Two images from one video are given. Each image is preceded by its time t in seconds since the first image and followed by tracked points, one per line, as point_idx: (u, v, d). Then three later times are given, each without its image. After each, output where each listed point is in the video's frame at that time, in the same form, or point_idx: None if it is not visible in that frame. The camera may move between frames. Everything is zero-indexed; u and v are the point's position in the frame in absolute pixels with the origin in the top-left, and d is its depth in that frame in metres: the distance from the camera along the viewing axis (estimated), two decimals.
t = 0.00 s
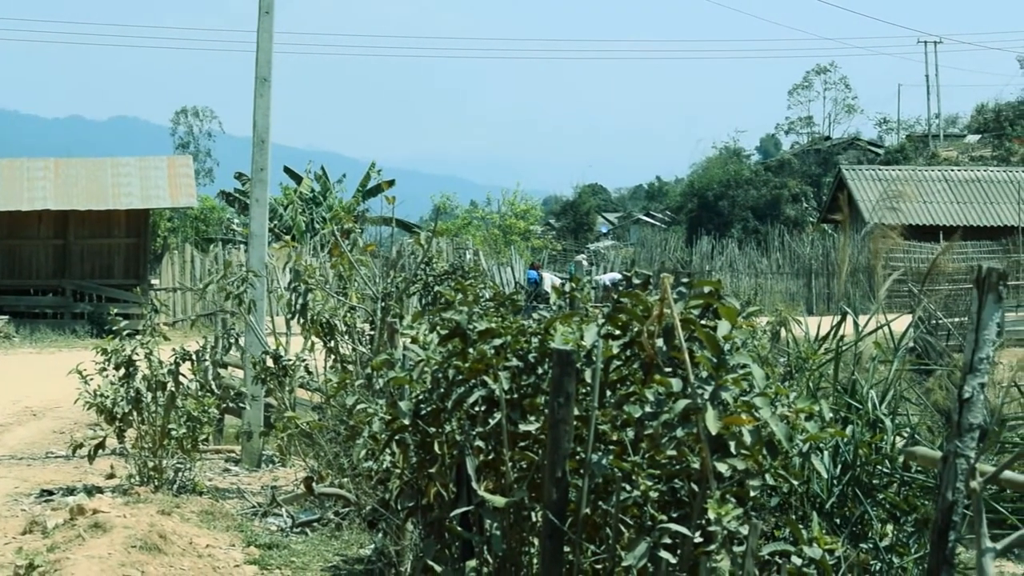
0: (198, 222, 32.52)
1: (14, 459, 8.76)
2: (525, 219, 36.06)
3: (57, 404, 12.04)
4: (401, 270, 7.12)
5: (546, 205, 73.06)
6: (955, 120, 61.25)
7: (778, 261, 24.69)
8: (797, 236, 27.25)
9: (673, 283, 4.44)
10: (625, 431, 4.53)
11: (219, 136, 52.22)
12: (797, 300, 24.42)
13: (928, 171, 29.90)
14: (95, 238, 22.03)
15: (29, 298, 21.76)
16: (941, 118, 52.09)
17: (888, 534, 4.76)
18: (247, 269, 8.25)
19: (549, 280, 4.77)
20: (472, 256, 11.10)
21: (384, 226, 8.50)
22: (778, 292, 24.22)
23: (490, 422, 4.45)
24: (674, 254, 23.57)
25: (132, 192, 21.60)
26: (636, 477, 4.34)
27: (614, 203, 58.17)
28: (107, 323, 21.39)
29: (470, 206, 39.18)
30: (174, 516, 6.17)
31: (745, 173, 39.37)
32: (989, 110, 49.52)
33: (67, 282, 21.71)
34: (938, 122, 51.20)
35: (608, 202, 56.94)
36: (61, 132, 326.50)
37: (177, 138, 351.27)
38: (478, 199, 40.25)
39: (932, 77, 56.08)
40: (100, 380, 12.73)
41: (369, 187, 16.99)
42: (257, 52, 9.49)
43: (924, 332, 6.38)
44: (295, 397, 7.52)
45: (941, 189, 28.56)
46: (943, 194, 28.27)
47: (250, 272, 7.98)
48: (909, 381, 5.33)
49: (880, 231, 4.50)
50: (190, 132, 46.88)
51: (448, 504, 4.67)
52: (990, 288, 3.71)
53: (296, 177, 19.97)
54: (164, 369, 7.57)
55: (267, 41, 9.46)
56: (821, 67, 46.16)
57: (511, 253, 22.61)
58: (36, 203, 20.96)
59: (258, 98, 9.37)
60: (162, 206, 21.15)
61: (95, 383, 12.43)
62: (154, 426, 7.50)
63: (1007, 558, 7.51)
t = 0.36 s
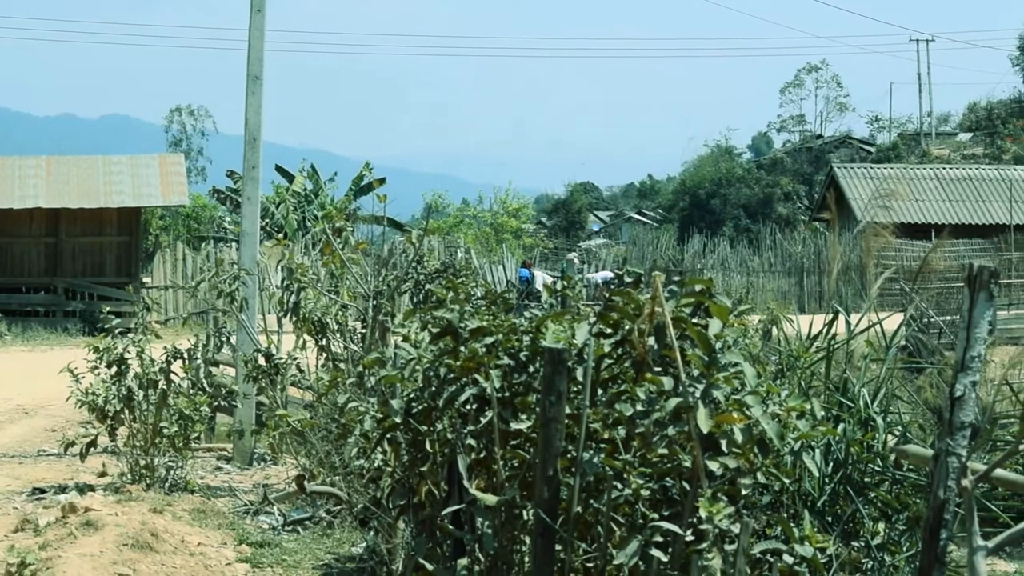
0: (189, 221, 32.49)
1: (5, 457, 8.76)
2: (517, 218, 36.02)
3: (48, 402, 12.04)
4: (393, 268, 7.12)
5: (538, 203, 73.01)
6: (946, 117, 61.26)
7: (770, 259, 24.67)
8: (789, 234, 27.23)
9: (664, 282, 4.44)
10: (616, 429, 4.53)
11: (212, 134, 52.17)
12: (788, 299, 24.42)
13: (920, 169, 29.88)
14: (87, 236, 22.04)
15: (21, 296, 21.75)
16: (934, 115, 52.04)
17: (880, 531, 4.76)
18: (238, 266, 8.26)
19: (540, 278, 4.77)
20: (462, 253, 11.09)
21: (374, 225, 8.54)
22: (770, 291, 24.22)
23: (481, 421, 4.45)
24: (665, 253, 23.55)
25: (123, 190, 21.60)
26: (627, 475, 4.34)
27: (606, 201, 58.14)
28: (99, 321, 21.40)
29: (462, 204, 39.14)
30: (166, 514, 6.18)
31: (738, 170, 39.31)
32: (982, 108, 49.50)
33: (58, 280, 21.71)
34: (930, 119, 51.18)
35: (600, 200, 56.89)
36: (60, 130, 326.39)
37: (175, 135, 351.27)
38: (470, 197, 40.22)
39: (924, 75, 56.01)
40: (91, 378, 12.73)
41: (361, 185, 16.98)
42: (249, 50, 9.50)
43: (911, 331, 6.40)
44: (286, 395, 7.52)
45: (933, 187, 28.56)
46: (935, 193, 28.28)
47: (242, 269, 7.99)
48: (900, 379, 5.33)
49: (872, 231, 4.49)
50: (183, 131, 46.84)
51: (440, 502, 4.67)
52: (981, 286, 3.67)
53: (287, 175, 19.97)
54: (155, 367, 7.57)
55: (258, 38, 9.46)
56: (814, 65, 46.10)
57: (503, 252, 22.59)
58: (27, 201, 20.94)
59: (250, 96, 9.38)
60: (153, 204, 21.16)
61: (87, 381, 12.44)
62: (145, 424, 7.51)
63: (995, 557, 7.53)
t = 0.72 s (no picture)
0: (181, 221, 32.48)
1: None
2: (509, 217, 36.02)
3: (41, 402, 12.03)
4: (385, 267, 7.12)
5: (531, 203, 73.05)
6: (938, 116, 61.26)
7: (762, 258, 24.66)
8: (780, 233, 27.22)
9: (657, 281, 4.44)
10: (609, 428, 4.52)
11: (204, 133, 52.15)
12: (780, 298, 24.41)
13: (911, 167, 29.89)
14: (79, 235, 22.05)
15: (13, 296, 21.74)
16: (926, 115, 52.05)
17: (873, 530, 4.75)
18: (230, 266, 8.28)
19: (533, 277, 4.77)
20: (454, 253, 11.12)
21: (367, 224, 8.51)
22: (762, 290, 24.19)
23: (474, 420, 4.44)
24: (657, 252, 23.55)
25: (115, 190, 21.61)
26: (619, 473, 4.34)
27: (598, 200, 58.15)
28: (91, 320, 21.45)
29: (454, 204, 39.15)
30: (158, 513, 6.18)
31: (729, 169, 39.29)
32: (973, 107, 49.54)
33: (51, 280, 21.71)
34: (921, 117, 51.20)
35: (592, 199, 56.90)
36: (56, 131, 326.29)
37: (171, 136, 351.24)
38: (461, 196, 40.21)
39: (914, 73, 56.02)
40: (83, 378, 12.77)
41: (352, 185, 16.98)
42: (240, 48, 9.50)
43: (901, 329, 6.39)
44: (278, 395, 7.53)
45: (925, 186, 28.56)
46: (928, 191, 28.29)
47: (234, 269, 7.99)
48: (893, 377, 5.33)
49: (863, 230, 4.49)
50: (175, 131, 46.85)
51: (433, 501, 4.67)
52: (973, 285, 3.69)
53: (278, 175, 19.97)
54: (148, 367, 7.58)
55: (249, 37, 9.47)
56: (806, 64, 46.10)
57: (494, 250, 22.59)
58: (19, 201, 20.93)
59: (242, 95, 9.37)
60: (145, 204, 21.17)
61: (79, 381, 12.44)
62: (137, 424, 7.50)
63: (985, 555, 7.54)
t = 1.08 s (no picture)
0: (173, 218, 32.47)
1: None
2: (502, 215, 36.00)
3: (32, 399, 12.00)
4: (377, 265, 7.10)
5: (524, 200, 72.99)
6: (933, 115, 61.25)
7: (755, 257, 24.60)
8: (774, 231, 27.18)
9: (649, 279, 4.42)
10: (601, 426, 4.51)
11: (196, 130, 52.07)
12: (774, 297, 24.35)
13: (906, 166, 29.89)
14: (70, 232, 22.03)
15: (5, 293, 21.72)
16: (920, 113, 51.96)
17: (866, 530, 4.73)
18: (222, 264, 8.26)
19: (525, 275, 4.75)
20: (446, 250, 11.11)
21: (357, 222, 8.49)
22: (756, 288, 24.13)
23: (465, 418, 4.42)
24: (651, 250, 23.51)
25: (107, 187, 21.60)
26: (611, 473, 4.32)
27: (591, 198, 58.10)
28: (82, 318, 21.48)
29: (447, 201, 39.12)
30: (149, 511, 6.16)
31: (723, 167, 39.20)
32: (967, 105, 49.48)
33: (42, 277, 21.70)
34: (916, 116, 51.17)
35: (585, 197, 56.85)
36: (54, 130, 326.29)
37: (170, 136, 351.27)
38: (454, 194, 40.17)
39: (908, 71, 55.91)
40: (75, 375, 12.76)
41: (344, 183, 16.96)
42: (233, 45, 9.49)
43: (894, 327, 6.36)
44: (270, 393, 7.52)
45: (919, 185, 28.57)
46: (921, 190, 28.30)
47: (226, 267, 7.98)
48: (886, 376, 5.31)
49: (858, 228, 4.46)
50: (168, 128, 46.93)
51: (424, 500, 4.65)
52: (967, 284, 3.66)
53: (271, 173, 19.92)
54: (139, 365, 7.56)
55: (242, 35, 9.45)
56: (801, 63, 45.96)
57: (488, 248, 22.56)
58: (11, 198, 20.91)
59: (234, 93, 9.36)
60: (137, 201, 21.16)
61: (70, 378, 12.43)
62: (128, 422, 7.48)
63: (977, 555, 7.52)
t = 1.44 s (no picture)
0: (163, 216, 32.47)
1: None
2: (492, 212, 35.98)
3: (22, 398, 12.01)
4: (367, 263, 7.11)
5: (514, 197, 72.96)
6: (924, 111, 61.20)
7: (746, 254, 24.57)
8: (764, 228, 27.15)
9: (639, 277, 4.42)
10: (591, 424, 4.51)
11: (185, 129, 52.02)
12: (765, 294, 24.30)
13: (897, 163, 29.96)
14: (61, 231, 22.05)
15: None
16: (910, 110, 51.91)
17: (857, 527, 4.73)
18: (212, 261, 8.27)
19: (515, 273, 4.74)
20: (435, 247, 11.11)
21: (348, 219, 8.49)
22: (747, 285, 24.05)
23: (456, 415, 4.42)
24: (641, 247, 23.48)
25: (98, 185, 21.61)
26: (601, 470, 4.32)
27: (582, 196, 58.10)
28: (72, 316, 21.54)
29: (437, 199, 39.12)
30: (140, 510, 6.17)
31: (714, 164, 39.06)
32: (957, 102, 49.47)
33: (32, 275, 21.70)
34: (907, 113, 51.17)
35: (575, 194, 56.85)
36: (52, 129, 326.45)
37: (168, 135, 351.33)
38: (444, 191, 40.16)
39: (898, 68, 55.85)
40: (64, 373, 12.79)
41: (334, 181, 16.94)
42: (222, 43, 9.49)
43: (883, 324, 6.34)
44: (260, 390, 7.53)
45: (910, 182, 28.64)
46: (912, 187, 28.32)
47: (216, 265, 7.99)
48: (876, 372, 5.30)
49: (847, 225, 4.46)
50: (157, 125, 47.00)
51: (414, 497, 4.66)
52: (956, 280, 3.65)
53: (263, 171, 19.91)
54: (129, 362, 7.59)
55: (231, 33, 9.45)
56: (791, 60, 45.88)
57: (478, 246, 22.54)
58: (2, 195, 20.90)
59: (224, 90, 9.36)
60: (127, 199, 21.20)
61: (59, 376, 12.44)
62: (119, 420, 7.49)
63: (966, 551, 7.50)
